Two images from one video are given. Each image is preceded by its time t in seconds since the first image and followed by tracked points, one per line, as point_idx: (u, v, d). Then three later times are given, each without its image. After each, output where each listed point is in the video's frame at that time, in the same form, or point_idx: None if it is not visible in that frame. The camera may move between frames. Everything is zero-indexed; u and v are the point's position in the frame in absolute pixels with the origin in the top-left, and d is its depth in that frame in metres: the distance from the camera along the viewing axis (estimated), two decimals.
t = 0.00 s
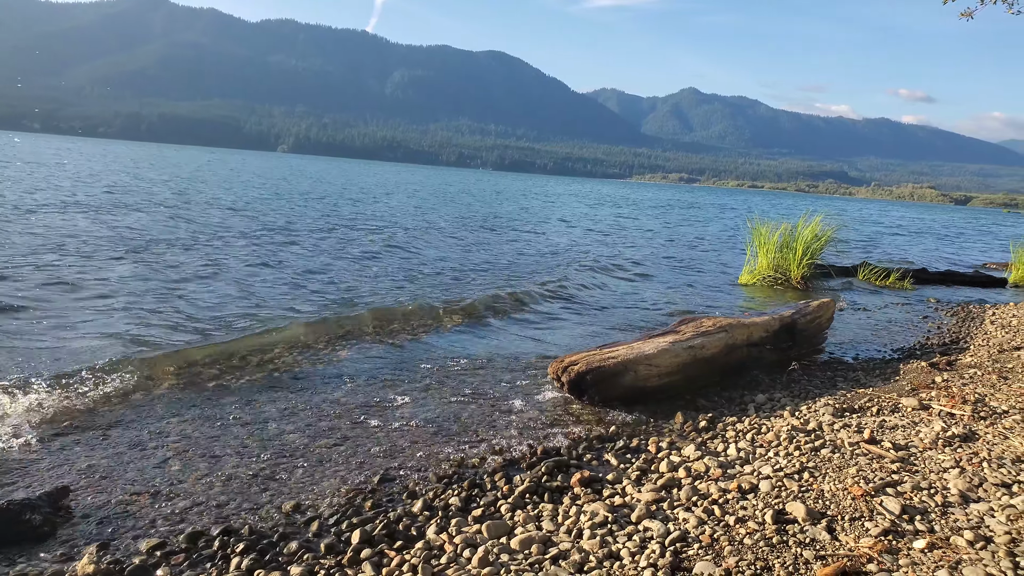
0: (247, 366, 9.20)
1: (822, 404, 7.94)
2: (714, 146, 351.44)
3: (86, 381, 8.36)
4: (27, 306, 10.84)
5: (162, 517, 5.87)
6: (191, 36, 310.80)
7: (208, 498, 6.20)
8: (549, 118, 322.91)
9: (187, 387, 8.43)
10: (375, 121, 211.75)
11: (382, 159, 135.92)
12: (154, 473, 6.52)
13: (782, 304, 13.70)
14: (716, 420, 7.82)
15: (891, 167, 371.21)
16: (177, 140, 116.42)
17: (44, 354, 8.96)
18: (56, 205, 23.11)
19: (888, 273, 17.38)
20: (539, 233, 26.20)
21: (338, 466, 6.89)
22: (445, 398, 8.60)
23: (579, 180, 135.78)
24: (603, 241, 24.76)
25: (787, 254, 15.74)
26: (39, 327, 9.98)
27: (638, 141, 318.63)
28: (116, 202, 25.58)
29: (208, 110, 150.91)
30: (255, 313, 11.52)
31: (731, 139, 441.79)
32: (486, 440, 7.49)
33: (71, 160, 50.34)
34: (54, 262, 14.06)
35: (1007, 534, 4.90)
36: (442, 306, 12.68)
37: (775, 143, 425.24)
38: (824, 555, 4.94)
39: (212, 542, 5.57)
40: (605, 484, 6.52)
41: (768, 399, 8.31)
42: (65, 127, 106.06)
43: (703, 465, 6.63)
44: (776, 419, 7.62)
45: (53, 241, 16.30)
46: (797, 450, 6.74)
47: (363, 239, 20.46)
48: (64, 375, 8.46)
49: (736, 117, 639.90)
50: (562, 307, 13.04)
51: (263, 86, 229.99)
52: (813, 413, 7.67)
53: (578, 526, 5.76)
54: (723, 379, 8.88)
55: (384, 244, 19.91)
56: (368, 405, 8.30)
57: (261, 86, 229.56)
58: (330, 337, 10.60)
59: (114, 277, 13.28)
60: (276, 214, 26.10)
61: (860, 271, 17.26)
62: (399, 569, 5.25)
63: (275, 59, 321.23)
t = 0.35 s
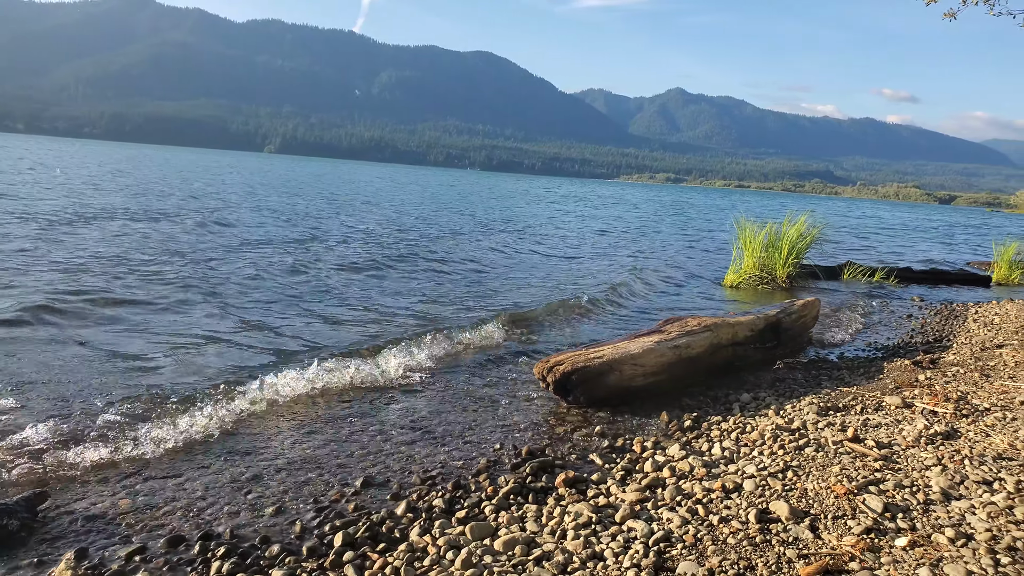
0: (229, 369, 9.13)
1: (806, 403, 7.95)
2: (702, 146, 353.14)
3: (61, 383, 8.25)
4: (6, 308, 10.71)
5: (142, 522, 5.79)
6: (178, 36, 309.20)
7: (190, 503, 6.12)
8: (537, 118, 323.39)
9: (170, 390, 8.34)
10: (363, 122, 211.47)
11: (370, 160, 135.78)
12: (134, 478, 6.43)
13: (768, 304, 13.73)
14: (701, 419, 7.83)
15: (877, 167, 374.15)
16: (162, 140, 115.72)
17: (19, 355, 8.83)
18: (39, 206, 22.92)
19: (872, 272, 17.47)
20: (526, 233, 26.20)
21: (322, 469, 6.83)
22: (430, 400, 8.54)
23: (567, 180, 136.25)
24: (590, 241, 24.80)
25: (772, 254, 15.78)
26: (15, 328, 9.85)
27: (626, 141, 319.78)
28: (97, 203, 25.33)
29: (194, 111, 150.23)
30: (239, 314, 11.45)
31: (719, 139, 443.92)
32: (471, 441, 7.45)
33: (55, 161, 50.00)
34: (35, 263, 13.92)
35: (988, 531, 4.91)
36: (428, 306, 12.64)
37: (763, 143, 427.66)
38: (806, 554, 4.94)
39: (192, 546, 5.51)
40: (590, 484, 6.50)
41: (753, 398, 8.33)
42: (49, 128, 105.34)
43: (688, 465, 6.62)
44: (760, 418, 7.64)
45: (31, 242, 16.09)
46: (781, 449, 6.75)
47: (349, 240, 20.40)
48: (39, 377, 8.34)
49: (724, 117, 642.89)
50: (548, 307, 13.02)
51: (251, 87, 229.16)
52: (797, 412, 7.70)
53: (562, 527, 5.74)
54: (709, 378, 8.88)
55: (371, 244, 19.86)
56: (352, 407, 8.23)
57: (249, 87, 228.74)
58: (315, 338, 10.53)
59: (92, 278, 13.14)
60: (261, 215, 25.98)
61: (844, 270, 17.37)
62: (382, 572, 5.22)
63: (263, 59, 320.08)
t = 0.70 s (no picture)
0: (208, 371, 9.06)
1: (788, 402, 7.99)
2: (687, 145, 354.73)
3: (34, 385, 8.15)
4: None
5: (120, 527, 5.71)
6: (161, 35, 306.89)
7: (168, 507, 6.05)
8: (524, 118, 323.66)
9: (150, 393, 8.27)
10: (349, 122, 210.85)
11: (355, 160, 135.45)
12: (111, 483, 6.34)
13: (752, 303, 13.81)
14: (683, 418, 7.86)
15: (860, 166, 377.51)
16: (144, 141, 114.83)
17: None
18: (18, 207, 22.66)
19: (855, 271, 17.61)
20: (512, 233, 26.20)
21: (302, 471, 6.79)
22: (412, 402, 8.50)
23: (552, 180, 136.54)
24: (574, 241, 24.86)
25: (756, 253, 15.89)
26: None
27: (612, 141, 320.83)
28: (76, 203, 25.06)
29: (178, 111, 149.20)
30: (221, 316, 11.38)
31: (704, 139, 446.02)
32: (453, 442, 7.43)
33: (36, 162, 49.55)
34: (13, 264, 13.77)
35: (964, 527, 4.96)
36: (412, 307, 12.61)
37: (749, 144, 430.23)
38: (787, 552, 4.96)
39: (170, 550, 5.45)
40: (572, 484, 6.51)
41: (735, 397, 8.36)
42: (30, 127, 104.35)
43: (670, 464, 6.64)
44: (743, 417, 7.67)
45: (10, 243, 15.93)
46: (762, 448, 6.78)
47: (334, 240, 20.33)
48: (12, 378, 8.24)
49: (710, 117, 645.90)
50: (532, 307, 13.03)
51: (235, 87, 227.90)
52: (778, 411, 7.74)
53: (543, 527, 5.73)
54: (691, 378, 8.91)
55: (356, 244, 19.80)
56: (334, 410, 8.18)
57: (233, 87, 227.50)
58: (297, 340, 10.47)
59: (69, 279, 13.00)
60: (244, 215, 25.86)
61: (827, 270, 17.51)
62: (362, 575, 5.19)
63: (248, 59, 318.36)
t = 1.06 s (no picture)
0: (191, 369, 8.98)
1: (772, 399, 8.02)
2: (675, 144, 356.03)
3: (14, 383, 8.05)
4: None
5: (102, 526, 5.64)
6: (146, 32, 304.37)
7: (150, 507, 5.98)
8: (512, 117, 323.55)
9: (135, 391, 8.19)
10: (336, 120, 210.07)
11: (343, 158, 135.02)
12: (93, 481, 6.26)
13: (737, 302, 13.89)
14: (668, 416, 7.88)
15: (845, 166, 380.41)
16: (128, 140, 113.90)
17: None
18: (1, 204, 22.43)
19: (840, 269, 17.74)
20: (499, 232, 26.21)
21: (286, 470, 6.73)
22: (398, 400, 8.46)
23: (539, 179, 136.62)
24: (562, 239, 24.90)
25: (742, 252, 15.99)
26: None
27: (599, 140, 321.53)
28: (60, 202, 24.85)
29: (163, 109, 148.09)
30: (207, 313, 11.31)
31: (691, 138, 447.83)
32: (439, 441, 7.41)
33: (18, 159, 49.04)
34: None
35: (946, 522, 5.00)
36: (399, 306, 12.58)
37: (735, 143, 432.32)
38: (770, 548, 4.98)
39: (152, 550, 5.39)
40: (557, 482, 6.50)
41: (720, 394, 8.39)
42: (13, 124, 103.33)
43: (655, 461, 6.65)
44: (727, 414, 7.70)
45: None
46: (747, 445, 6.81)
47: (321, 239, 20.25)
48: None
49: (698, 117, 648.50)
50: (519, 305, 13.05)
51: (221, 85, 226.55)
52: (763, 408, 7.78)
53: (528, 525, 5.72)
54: (676, 376, 8.93)
55: (343, 243, 19.74)
56: (320, 408, 8.14)
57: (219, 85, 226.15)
58: (283, 338, 10.42)
59: (46, 277, 12.83)
60: (231, 213, 25.73)
61: (813, 268, 17.63)
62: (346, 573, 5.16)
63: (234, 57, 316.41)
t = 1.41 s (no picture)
0: (184, 364, 8.92)
1: (766, 394, 8.01)
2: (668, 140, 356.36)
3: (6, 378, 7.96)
4: None
5: (94, 521, 5.56)
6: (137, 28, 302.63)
7: (143, 501, 5.91)
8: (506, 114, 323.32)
9: (126, 386, 8.11)
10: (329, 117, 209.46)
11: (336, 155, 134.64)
12: (85, 475, 6.19)
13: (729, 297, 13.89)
14: (662, 411, 7.86)
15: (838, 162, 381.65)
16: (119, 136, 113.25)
17: None
18: None
19: (833, 264, 17.80)
20: (492, 228, 26.18)
21: (280, 465, 6.68)
22: (392, 395, 8.41)
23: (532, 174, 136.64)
24: (556, 235, 24.88)
25: (734, 247, 15.98)
26: None
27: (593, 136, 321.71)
28: (50, 198, 24.67)
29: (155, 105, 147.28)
30: (199, 309, 11.24)
31: (684, 135, 448.24)
32: (433, 436, 7.36)
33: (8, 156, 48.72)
34: None
35: (940, 517, 4.99)
36: (392, 300, 12.53)
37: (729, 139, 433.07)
38: (765, 543, 4.95)
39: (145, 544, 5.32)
40: (551, 477, 6.46)
41: (714, 390, 8.38)
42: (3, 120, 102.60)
43: (649, 456, 6.62)
44: (721, 410, 7.68)
45: None
46: (741, 440, 6.78)
47: (314, 235, 20.17)
48: None
49: (692, 113, 650.36)
50: (513, 300, 13.01)
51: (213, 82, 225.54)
52: (757, 403, 7.76)
53: (523, 520, 5.68)
54: (670, 371, 8.92)
55: (336, 238, 19.67)
56: (313, 404, 8.07)
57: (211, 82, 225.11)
58: (276, 333, 10.35)
59: (35, 273, 12.72)
60: (223, 210, 25.62)
61: (806, 262, 17.69)
62: (340, 568, 5.10)
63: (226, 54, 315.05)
